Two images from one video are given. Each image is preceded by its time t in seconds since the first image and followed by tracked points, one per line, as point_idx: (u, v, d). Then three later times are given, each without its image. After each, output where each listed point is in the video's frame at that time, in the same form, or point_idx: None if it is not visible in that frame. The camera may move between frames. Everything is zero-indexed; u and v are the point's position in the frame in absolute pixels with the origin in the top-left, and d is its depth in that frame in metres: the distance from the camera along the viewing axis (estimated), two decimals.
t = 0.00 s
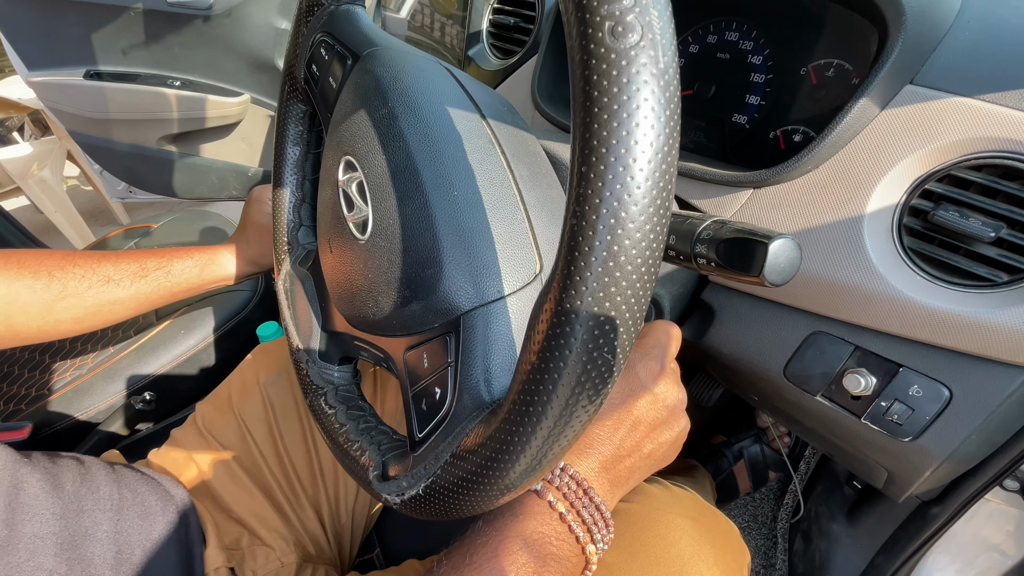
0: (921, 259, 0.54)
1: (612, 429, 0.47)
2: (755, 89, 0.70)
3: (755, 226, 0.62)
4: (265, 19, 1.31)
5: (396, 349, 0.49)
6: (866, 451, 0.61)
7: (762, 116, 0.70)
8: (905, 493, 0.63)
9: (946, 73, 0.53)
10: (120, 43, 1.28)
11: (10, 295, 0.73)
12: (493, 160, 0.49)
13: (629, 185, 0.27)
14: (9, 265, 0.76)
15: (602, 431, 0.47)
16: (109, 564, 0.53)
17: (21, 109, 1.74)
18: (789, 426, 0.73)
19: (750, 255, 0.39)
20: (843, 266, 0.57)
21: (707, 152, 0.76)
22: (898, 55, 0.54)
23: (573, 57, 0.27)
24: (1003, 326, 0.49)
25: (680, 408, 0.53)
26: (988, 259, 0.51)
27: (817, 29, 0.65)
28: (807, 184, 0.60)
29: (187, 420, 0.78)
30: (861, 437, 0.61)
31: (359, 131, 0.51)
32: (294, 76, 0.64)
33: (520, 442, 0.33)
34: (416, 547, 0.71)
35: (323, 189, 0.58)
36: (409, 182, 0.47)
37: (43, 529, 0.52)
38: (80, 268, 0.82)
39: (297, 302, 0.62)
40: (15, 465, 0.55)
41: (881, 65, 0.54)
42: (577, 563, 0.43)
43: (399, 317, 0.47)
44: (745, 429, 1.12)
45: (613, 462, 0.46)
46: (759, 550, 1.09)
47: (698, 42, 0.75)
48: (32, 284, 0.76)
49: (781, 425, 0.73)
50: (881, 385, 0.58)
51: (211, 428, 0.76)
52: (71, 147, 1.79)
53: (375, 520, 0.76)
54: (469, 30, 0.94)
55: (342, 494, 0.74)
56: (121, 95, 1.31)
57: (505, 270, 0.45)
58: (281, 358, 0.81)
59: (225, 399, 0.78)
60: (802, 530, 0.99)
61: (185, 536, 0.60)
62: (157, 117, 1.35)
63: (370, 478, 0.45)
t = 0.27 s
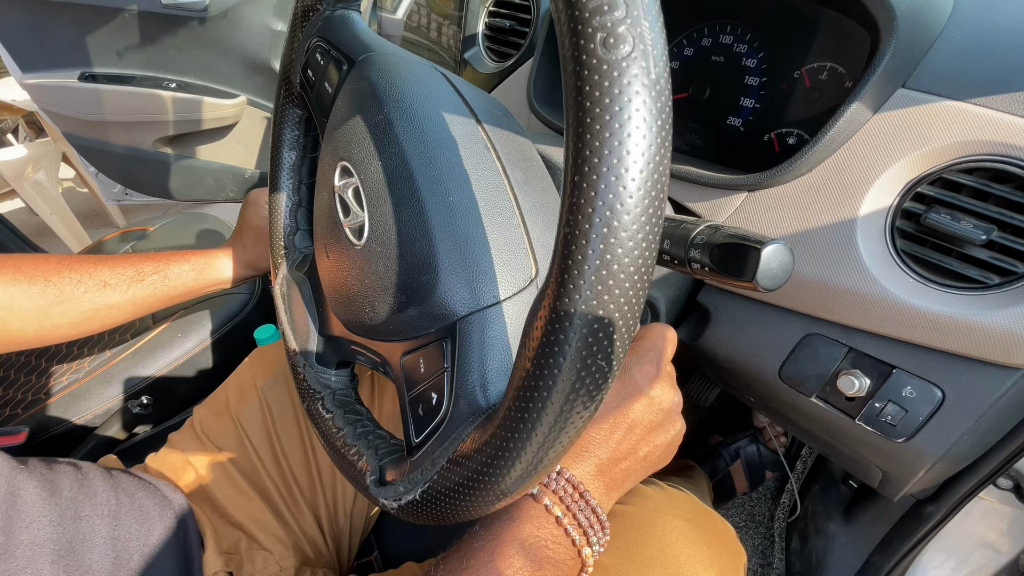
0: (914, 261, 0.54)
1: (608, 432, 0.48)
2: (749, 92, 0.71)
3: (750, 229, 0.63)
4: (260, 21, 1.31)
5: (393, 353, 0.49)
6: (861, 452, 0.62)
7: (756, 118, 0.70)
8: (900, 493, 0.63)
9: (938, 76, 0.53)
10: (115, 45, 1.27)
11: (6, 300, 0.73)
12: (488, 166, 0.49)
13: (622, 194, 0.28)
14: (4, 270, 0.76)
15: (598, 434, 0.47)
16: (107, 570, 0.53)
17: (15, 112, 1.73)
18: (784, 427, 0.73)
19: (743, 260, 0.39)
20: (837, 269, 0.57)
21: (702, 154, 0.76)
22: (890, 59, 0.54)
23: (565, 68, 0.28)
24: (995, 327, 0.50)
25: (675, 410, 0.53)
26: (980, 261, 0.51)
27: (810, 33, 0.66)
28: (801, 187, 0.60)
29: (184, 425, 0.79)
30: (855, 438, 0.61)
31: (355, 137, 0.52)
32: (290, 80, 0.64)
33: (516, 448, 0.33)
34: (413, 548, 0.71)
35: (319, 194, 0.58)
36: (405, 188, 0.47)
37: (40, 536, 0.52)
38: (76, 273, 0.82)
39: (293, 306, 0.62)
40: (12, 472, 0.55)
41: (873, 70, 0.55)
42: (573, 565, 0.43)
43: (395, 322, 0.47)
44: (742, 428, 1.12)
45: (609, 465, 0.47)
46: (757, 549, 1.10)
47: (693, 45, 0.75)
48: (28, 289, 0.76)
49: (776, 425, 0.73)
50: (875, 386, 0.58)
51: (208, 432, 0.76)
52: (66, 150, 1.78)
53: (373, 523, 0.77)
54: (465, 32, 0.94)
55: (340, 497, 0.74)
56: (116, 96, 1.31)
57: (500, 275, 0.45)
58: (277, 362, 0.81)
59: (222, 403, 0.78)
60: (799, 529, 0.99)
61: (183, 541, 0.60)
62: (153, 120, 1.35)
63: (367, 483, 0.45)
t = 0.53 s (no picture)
0: (915, 262, 0.54)
1: (606, 437, 0.47)
2: (747, 92, 0.70)
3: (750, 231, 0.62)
4: (257, 23, 1.31)
5: (388, 358, 0.49)
6: (862, 455, 0.61)
7: (754, 119, 0.70)
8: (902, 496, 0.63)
9: (938, 76, 0.53)
10: (111, 48, 1.27)
11: None
12: (484, 168, 0.48)
13: (619, 197, 0.27)
14: None
15: (597, 439, 0.47)
16: None
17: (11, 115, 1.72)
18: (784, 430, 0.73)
19: (742, 263, 0.39)
20: (837, 270, 0.57)
21: (700, 155, 0.76)
22: (890, 59, 0.53)
23: (560, 68, 0.27)
24: (997, 329, 0.49)
25: (675, 415, 0.52)
26: (982, 262, 0.51)
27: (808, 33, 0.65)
28: (801, 188, 0.59)
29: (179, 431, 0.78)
30: (857, 441, 0.61)
31: (349, 139, 0.51)
32: (284, 83, 0.64)
33: (512, 455, 0.32)
34: (411, 555, 0.70)
35: (313, 197, 0.57)
36: (399, 191, 0.46)
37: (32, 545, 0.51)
38: (70, 277, 0.81)
39: (288, 310, 0.61)
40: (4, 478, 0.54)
41: (872, 69, 0.54)
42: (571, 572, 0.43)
43: (390, 327, 0.47)
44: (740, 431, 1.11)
45: (608, 470, 0.46)
46: (758, 552, 1.09)
47: (690, 45, 0.75)
48: (20, 293, 0.75)
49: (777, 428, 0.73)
50: (876, 389, 0.58)
51: (203, 437, 0.75)
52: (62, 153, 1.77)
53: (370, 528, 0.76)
54: (462, 34, 0.94)
55: (336, 502, 0.73)
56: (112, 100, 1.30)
57: (496, 279, 0.44)
58: (272, 366, 0.80)
59: (217, 409, 0.78)
60: (800, 532, 0.99)
61: (177, 550, 0.59)
62: (149, 123, 1.34)
63: (362, 491, 0.44)
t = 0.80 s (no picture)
0: (915, 267, 0.53)
1: (606, 445, 0.47)
2: (745, 97, 0.70)
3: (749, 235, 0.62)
4: (254, 29, 1.31)
5: (385, 367, 0.48)
6: (864, 460, 0.61)
7: (752, 123, 0.70)
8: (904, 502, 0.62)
9: (937, 80, 0.53)
10: (109, 55, 1.26)
11: None
12: (481, 174, 0.48)
13: (617, 205, 0.27)
14: None
15: (597, 447, 0.46)
16: None
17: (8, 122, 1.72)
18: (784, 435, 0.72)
19: (741, 269, 0.38)
20: (838, 275, 0.56)
21: (698, 160, 0.76)
22: (887, 63, 0.53)
23: (557, 75, 0.27)
24: (998, 334, 0.49)
25: (675, 422, 0.52)
26: (982, 267, 0.50)
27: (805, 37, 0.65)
28: (800, 192, 0.59)
29: (176, 440, 0.77)
30: (858, 447, 0.60)
31: (345, 146, 0.51)
32: (280, 89, 0.64)
33: (511, 466, 0.32)
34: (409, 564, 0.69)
35: (309, 204, 0.57)
36: (396, 198, 0.46)
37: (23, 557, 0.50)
38: (65, 285, 0.81)
39: (285, 318, 0.61)
40: None
41: (870, 74, 0.54)
42: None
43: (387, 335, 0.46)
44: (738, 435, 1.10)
45: (607, 479, 0.46)
46: (759, 557, 1.08)
47: (687, 50, 0.74)
48: (15, 302, 0.75)
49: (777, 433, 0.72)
50: (877, 395, 0.58)
51: (201, 446, 0.75)
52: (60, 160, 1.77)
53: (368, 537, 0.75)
54: (459, 40, 0.94)
55: (334, 511, 0.72)
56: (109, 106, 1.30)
57: (494, 287, 0.44)
58: (270, 374, 0.80)
59: (214, 417, 0.77)
60: (802, 537, 0.98)
61: (173, 561, 0.59)
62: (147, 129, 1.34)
63: (360, 501, 0.44)
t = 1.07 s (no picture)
0: (900, 280, 0.54)
1: (594, 462, 0.47)
2: (732, 110, 0.71)
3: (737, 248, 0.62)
4: (247, 40, 1.32)
5: (372, 384, 0.48)
6: (854, 472, 0.61)
7: (739, 136, 0.70)
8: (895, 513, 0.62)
9: (919, 95, 0.53)
10: (101, 66, 1.26)
11: None
12: (467, 191, 0.48)
13: (595, 231, 0.27)
14: None
15: (586, 464, 0.46)
16: None
17: None
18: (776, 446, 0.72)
19: (725, 287, 0.38)
20: (825, 288, 0.57)
21: (687, 172, 0.76)
22: (870, 78, 0.54)
23: (534, 103, 0.27)
24: (983, 347, 0.49)
25: (664, 437, 0.52)
26: (965, 280, 0.51)
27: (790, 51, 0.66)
28: (787, 205, 0.60)
29: (165, 457, 0.77)
30: (848, 458, 0.60)
31: (332, 164, 0.51)
32: (269, 106, 0.64)
33: (495, 488, 0.32)
34: None
35: (298, 220, 0.57)
36: (382, 216, 0.46)
37: None
38: (53, 301, 0.80)
39: (274, 334, 0.60)
40: None
41: (853, 89, 0.55)
42: None
43: (374, 353, 0.46)
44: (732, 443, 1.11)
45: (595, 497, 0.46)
46: (755, 566, 1.08)
47: (675, 64, 0.75)
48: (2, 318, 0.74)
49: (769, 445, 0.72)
50: (865, 407, 0.58)
51: (190, 463, 0.74)
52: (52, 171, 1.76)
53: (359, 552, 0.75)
54: (450, 52, 0.95)
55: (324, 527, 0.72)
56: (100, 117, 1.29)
57: (480, 305, 0.44)
58: (260, 389, 0.79)
59: (204, 434, 0.77)
60: (797, 546, 0.98)
61: None
62: (139, 141, 1.33)
63: (347, 521, 0.44)
